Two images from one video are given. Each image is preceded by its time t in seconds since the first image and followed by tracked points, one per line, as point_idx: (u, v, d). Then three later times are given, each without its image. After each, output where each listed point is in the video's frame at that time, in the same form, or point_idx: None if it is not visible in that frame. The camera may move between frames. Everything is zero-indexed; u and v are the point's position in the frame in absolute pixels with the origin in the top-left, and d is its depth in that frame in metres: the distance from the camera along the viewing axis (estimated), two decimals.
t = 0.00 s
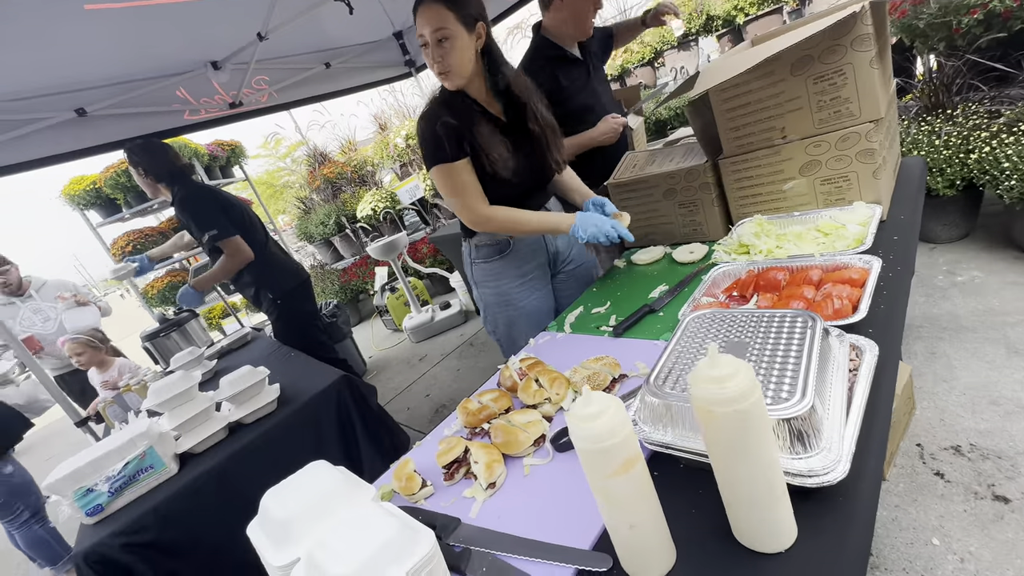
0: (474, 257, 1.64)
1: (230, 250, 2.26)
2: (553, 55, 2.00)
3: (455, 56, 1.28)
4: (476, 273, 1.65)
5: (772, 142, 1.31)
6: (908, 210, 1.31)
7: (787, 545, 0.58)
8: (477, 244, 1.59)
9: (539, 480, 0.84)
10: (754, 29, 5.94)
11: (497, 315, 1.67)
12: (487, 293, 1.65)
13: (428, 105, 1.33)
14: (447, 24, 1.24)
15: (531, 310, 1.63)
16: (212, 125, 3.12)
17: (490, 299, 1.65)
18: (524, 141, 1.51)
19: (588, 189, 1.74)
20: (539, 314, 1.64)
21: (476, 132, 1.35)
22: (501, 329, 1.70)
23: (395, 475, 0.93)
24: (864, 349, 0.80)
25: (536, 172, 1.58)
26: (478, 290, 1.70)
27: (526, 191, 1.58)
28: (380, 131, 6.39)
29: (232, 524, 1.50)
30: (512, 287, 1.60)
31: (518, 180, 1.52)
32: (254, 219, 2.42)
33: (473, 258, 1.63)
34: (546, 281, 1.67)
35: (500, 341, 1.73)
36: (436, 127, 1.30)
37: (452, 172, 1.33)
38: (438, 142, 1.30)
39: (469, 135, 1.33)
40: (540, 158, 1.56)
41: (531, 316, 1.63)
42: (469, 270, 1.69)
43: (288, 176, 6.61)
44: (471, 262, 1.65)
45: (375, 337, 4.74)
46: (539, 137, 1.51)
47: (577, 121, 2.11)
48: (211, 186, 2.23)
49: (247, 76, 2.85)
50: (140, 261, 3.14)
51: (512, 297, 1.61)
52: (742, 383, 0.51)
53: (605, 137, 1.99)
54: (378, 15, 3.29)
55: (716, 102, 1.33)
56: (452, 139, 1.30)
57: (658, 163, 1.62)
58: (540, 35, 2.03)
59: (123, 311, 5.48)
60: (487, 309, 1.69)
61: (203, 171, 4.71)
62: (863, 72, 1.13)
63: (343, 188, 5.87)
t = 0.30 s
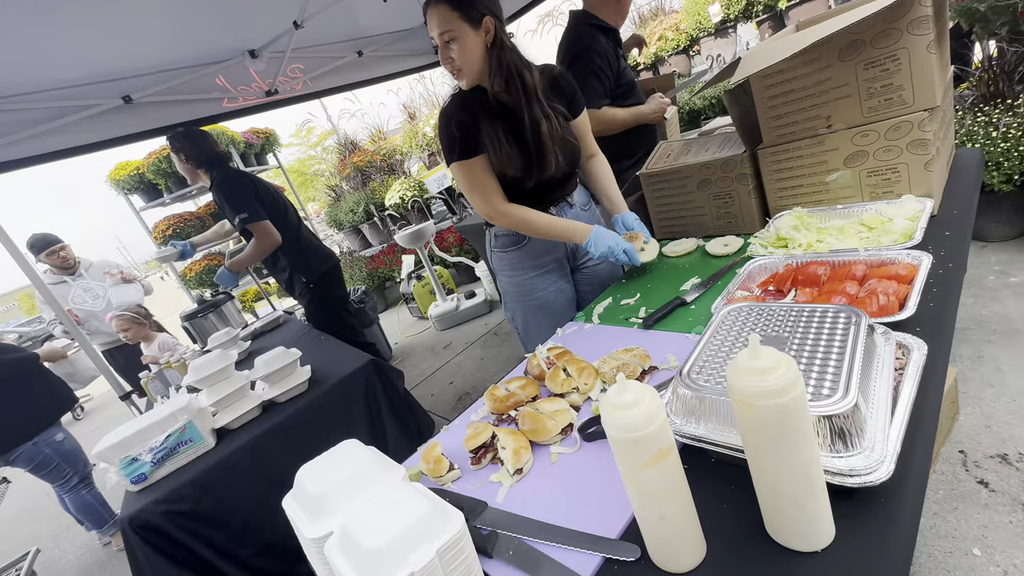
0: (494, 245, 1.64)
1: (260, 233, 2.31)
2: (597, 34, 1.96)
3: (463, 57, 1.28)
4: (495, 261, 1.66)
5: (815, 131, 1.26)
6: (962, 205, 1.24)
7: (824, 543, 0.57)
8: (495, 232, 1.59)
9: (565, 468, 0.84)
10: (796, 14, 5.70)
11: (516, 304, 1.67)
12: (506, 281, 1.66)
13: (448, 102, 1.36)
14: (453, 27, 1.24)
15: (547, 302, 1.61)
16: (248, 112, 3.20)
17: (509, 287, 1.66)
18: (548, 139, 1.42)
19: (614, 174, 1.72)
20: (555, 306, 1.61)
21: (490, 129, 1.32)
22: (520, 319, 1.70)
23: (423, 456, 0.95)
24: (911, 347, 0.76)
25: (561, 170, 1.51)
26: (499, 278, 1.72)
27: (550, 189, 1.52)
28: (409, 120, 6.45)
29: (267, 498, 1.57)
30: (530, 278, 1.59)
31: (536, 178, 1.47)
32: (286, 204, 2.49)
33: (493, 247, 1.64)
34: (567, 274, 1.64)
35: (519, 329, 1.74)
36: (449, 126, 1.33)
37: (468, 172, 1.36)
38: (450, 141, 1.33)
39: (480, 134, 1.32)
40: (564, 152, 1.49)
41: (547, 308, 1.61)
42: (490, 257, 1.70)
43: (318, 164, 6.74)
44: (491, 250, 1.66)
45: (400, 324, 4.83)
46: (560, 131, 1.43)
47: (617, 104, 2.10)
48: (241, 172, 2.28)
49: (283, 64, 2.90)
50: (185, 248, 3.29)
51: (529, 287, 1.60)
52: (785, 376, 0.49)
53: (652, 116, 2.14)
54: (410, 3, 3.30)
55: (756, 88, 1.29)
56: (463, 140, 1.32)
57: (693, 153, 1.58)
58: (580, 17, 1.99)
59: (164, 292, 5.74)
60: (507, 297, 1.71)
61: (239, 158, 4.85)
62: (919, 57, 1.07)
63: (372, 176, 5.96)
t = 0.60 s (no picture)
0: (516, 245, 1.63)
1: (284, 225, 2.35)
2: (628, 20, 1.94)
3: (520, 43, 1.24)
4: (518, 260, 1.65)
5: (847, 126, 1.22)
6: (1003, 203, 1.19)
7: (846, 549, 0.56)
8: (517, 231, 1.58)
9: (582, 464, 0.84)
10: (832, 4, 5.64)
11: (539, 304, 1.67)
12: (529, 282, 1.65)
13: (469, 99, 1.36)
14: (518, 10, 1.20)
15: (572, 301, 1.61)
16: (274, 105, 3.27)
17: (532, 288, 1.65)
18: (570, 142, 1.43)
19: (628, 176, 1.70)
20: (580, 304, 1.62)
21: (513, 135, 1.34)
22: (543, 319, 1.70)
23: (441, 449, 0.97)
24: (944, 351, 0.74)
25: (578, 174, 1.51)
26: (520, 277, 1.71)
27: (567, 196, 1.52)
28: (430, 113, 6.49)
29: (290, 484, 1.62)
30: (554, 276, 1.59)
31: (555, 183, 1.46)
32: (310, 197, 2.52)
33: (515, 246, 1.63)
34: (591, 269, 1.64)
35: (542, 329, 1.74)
36: (472, 122, 1.32)
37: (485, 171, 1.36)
38: (473, 136, 1.33)
39: (500, 135, 1.34)
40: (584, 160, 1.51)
41: (572, 306, 1.61)
42: (512, 257, 1.69)
43: (341, 157, 6.84)
44: (513, 249, 1.65)
45: (419, 316, 4.88)
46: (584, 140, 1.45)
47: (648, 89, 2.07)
48: (267, 166, 2.31)
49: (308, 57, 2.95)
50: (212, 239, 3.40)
51: (553, 286, 1.60)
52: (811, 377, 0.48)
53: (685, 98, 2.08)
54: None
55: (786, 82, 1.25)
56: (483, 138, 1.32)
57: (718, 147, 1.54)
58: (604, 8, 1.96)
59: (192, 281, 5.93)
60: (529, 297, 1.70)
61: (265, 149, 4.96)
62: (962, 49, 1.02)
63: (394, 169, 6.00)
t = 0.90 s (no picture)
0: (543, 244, 1.61)
1: (298, 218, 2.38)
2: (629, 22, 1.95)
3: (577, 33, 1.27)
4: (546, 260, 1.62)
5: (862, 125, 1.21)
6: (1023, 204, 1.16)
7: (855, 549, 0.56)
8: (548, 229, 1.56)
9: (589, 461, 0.85)
10: None
11: (568, 303, 1.66)
12: (557, 281, 1.63)
13: (511, 88, 1.27)
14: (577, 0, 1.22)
15: (602, 295, 1.63)
16: (287, 103, 3.30)
17: (560, 287, 1.64)
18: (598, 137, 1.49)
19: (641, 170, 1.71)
20: (609, 297, 1.65)
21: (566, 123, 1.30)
22: (569, 317, 1.70)
23: (450, 444, 0.98)
24: (958, 353, 0.73)
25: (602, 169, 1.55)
26: (544, 278, 1.69)
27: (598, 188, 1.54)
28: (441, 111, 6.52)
29: (302, 478, 1.64)
30: (584, 272, 1.59)
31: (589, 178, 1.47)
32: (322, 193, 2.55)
33: (543, 245, 1.60)
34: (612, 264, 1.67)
35: (565, 327, 1.75)
36: (528, 110, 1.23)
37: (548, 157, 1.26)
38: (532, 124, 1.23)
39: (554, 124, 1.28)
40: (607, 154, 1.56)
41: (601, 301, 1.64)
42: (536, 257, 1.66)
43: (351, 154, 6.89)
44: (540, 248, 1.62)
45: (428, 313, 4.91)
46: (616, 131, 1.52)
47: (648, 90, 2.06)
48: (282, 162, 2.35)
49: (320, 55, 2.98)
50: (213, 237, 3.42)
51: (583, 283, 1.60)
52: (821, 376, 0.48)
53: (680, 101, 2.06)
54: None
55: (800, 80, 1.24)
56: (539, 127, 1.24)
57: (730, 146, 1.53)
58: (611, 9, 1.98)
59: (205, 276, 6.02)
60: (555, 297, 1.69)
61: (277, 146, 5.02)
62: (982, 46, 1.00)
63: (404, 166, 6.08)
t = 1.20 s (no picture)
0: (557, 243, 1.58)
1: (304, 215, 2.37)
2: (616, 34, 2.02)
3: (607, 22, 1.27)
4: (560, 260, 1.60)
5: (856, 131, 1.22)
6: (1014, 210, 1.18)
7: (853, 554, 0.55)
8: (565, 228, 1.54)
9: (586, 466, 0.85)
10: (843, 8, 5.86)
11: (581, 304, 1.64)
12: (571, 281, 1.61)
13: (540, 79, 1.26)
14: None
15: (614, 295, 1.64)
16: (283, 106, 3.30)
17: (573, 287, 1.62)
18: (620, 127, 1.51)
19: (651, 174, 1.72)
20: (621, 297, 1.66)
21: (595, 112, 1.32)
22: (581, 319, 1.68)
23: (446, 449, 0.97)
24: (952, 358, 0.73)
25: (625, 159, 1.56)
26: (556, 279, 1.66)
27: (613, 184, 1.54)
28: (437, 115, 6.55)
29: (296, 483, 1.62)
30: (597, 271, 1.59)
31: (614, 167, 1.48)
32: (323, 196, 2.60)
33: (557, 244, 1.57)
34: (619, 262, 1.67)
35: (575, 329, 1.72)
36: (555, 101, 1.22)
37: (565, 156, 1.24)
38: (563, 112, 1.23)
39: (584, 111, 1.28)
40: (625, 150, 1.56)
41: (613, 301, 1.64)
42: (548, 257, 1.63)
43: (347, 158, 6.89)
44: (554, 248, 1.59)
45: (424, 317, 4.89)
46: (635, 127, 1.53)
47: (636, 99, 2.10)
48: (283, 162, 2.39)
49: (317, 59, 2.98)
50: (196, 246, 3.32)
51: (598, 283, 1.60)
52: (820, 382, 0.48)
53: (666, 111, 2.04)
54: None
55: (795, 87, 1.25)
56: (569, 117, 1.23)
57: (725, 152, 1.54)
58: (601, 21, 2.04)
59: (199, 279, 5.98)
60: (566, 299, 1.66)
61: (273, 149, 5.01)
62: (974, 54, 1.01)
63: (400, 170, 6.12)
